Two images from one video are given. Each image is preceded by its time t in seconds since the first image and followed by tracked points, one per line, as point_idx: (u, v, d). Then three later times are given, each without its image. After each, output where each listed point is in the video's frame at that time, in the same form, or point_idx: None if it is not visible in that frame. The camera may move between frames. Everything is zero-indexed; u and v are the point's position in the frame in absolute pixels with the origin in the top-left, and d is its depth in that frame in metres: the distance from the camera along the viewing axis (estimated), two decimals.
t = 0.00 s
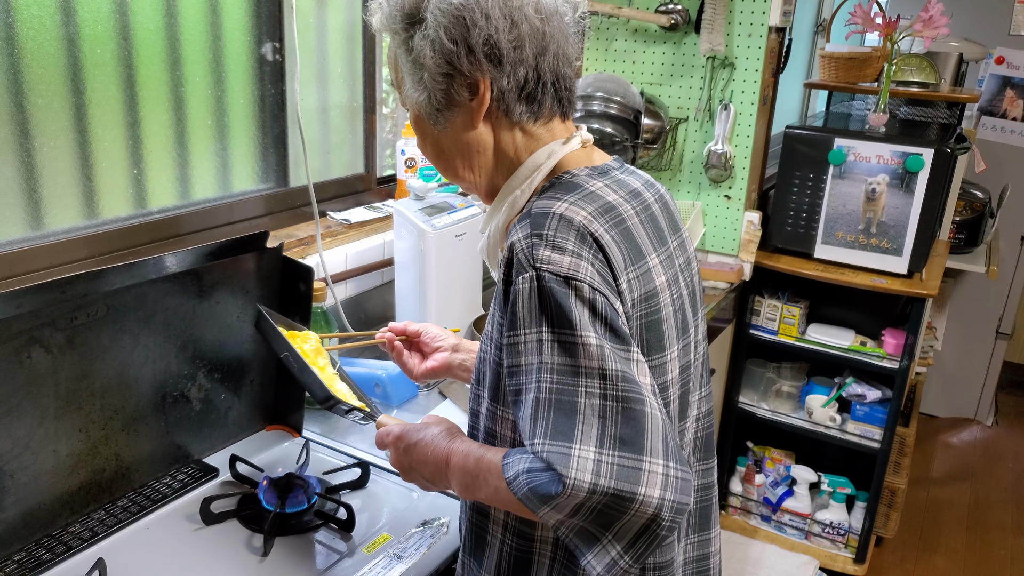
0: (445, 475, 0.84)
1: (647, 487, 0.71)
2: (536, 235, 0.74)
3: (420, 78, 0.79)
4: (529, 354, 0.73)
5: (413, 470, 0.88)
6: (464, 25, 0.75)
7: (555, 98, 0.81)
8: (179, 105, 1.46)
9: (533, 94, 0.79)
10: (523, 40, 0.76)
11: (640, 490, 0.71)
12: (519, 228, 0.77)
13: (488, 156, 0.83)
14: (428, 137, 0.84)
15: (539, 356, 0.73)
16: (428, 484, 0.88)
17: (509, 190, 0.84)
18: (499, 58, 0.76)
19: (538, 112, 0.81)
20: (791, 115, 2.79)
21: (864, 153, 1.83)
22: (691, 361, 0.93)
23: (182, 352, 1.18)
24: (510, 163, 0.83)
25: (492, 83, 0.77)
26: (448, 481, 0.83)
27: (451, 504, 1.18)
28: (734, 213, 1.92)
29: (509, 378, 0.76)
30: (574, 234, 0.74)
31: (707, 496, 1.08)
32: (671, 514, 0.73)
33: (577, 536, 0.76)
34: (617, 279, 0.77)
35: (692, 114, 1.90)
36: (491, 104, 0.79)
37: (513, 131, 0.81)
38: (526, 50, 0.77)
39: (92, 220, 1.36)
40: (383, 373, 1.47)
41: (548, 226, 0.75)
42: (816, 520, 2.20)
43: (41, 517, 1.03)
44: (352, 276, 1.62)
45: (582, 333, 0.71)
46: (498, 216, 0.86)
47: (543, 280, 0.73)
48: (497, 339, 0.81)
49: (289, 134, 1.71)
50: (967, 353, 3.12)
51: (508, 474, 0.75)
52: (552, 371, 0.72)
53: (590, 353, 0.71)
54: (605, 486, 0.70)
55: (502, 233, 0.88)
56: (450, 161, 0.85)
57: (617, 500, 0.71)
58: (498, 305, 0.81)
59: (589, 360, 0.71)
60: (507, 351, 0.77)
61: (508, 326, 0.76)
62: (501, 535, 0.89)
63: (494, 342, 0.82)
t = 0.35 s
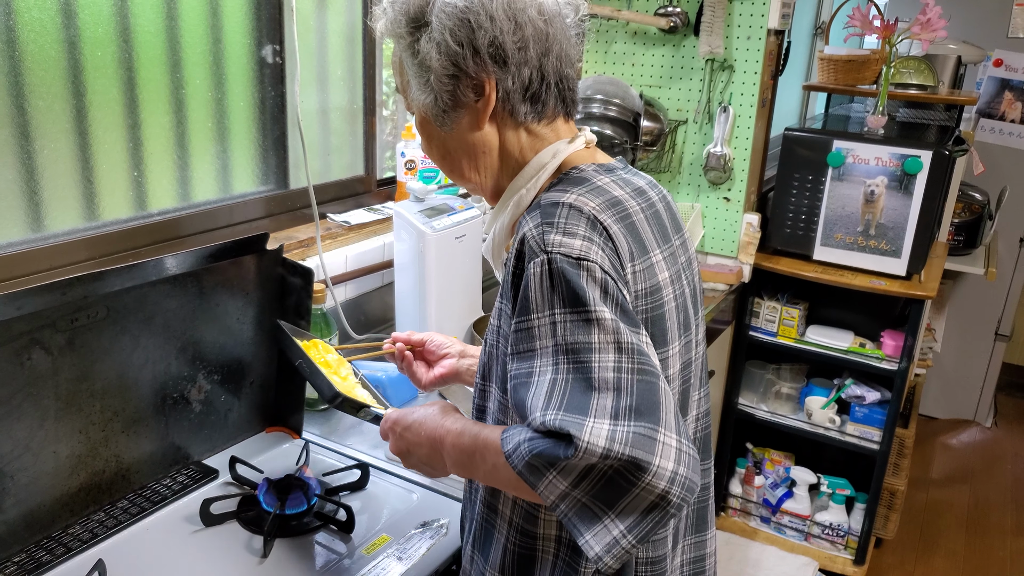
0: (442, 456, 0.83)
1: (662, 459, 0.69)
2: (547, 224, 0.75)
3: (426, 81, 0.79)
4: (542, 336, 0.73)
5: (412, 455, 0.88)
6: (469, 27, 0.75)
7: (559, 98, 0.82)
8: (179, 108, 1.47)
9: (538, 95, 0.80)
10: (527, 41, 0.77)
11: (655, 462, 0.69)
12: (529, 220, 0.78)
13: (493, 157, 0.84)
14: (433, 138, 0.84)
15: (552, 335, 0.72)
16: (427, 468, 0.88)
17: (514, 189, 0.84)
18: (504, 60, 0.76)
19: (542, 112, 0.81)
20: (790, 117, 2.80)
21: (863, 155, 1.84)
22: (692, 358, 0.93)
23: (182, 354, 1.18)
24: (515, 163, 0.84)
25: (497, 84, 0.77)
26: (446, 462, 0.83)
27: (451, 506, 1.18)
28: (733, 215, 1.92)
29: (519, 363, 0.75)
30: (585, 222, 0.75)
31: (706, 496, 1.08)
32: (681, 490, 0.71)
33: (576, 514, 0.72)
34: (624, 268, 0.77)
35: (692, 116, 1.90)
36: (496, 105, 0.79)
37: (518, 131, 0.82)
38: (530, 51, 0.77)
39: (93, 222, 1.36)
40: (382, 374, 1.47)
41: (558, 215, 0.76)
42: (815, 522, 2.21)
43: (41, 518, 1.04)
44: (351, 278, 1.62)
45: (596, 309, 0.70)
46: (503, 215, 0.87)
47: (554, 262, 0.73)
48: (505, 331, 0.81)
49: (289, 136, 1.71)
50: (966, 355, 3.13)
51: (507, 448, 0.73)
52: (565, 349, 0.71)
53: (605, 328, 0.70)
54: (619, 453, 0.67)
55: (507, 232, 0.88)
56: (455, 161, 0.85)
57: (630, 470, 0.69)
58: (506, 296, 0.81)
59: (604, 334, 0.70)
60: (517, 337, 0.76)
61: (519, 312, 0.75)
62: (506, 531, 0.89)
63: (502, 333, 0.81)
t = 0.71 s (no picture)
0: (441, 445, 0.83)
1: (660, 448, 0.68)
2: (554, 218, 0.76)
3: (435, 85, 0.78)
4: (547, 327, 0.73)
5: (413, 446, 0.88)
6: (479, 30, 0.75)
7: (566, 98, 0.82)
8: (181, 110, 1.47)
9: (546, 96, 0.80)
10: (536, 42, 0.77)
11: (653, 450, 0.68)
12: (537, 214, 0.78)
13: (503, 159, 0.83)
14: (442, 141, 0.84)
15: (557, 326, 0.72)
16: (428, 459, 0.88)
17: (521, 189, 0.84)
18: (513, 60, 0.76)
19: (550, 112, 0.81)
20: (790, 119, 2.80)
21: (865, 157, 1.84)
22: (698, 358, 0.93)
23: (183, 357, 1.18)
24: (523, 164, 0.84)
25: (507, 85, 0.77)
26: (445, 451, 0.83)
27: (453, 509, 1.17)
28: (734, 217, 1.92)
29: (523, 354, 0.75)
30: (592, 217, 0.76)
31: (709, 499, 1.08)
32: (678, 482, 0.70)
33: (573, 503, 0.72)
34: (630, 264, 0.77)
35: (693, 118, 1.90)
36: (505, 106, 0.79)
37: (526, 132, 0.82)
38: (538, 52, 0.77)
39: (94, 224, 1.36)
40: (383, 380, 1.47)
41: (566, 210, 0.76)
42: (817, 524, 2.20)
43: (42, 521, 1.03)
44: (352, 280, 1.62)
45: (600, 299, 0.70)
46: (510, 215, 0.86)
47: (561, 254, 0.73)
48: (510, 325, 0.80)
49: (290, 138, 1.71)
50: (967, 357, 3.12)
51: (506, 436, 0.73)
52: (569, 338, 0.71)
53: (609, 318, 0.70)
54: (618, 439, 0.67)
55: (514, 232, 0.88)
56: (464, 163, 0.84)
57: (627, 457, 0.68)
58: (512, 290, 0.81)
59: (608, 324, 0.70)
60: (523, 329, 0.76)
61: (525, 303, 0.75)
62: (510, 530, 0.89)
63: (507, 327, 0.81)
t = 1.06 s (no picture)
0: (433, 441, 0.83)
1: (650, 438, 0.67)
2: (559, 212, 0.76)
3: (441, 88, 0.78)
4: (546, 319, 0.73)
5: (408, 446, 0.88)
6: (486, 32, 0.74)
7: (570, 98, 0.82)
8: (182, 110, 1.46)
9: (552, 96, 0.80)
10: (542, 43, 0.77)
11: (642, 440, 0.67)
12: (542, 210, 0.78)
13: (509, 160, 0.83)
14: (448, 144, 0.83)
15: (555, 317, 0.72)
16: (424, 457, 0.88)
17: (526, 189, 0.84)
18: (520, 61, 0.76)
19: (555, 112, 0.81)
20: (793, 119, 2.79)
21: (868, 158, 1.83)
22: (702, 358, 0.92)
23: (185, 358, 1.17)
24: (529, 165, 0.83)
25: (514, 86, 0.77)
26: (437, 447, 0.83)
27: (455, 511, 1.17)
28: (736, 218, 1.92)
29: (521, 346, 0.75)
30: (597, 212, 0.76)
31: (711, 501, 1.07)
32: (668, 475, 0.68)
33: (560, 495, 0.70)
34: (632, 260, 0.77)
35: (695, 118, 1.90)
36: (513, 108, 0.79)
37: (532, 133, 0.82)
38: (544, 52, 0.77)
39: (95, 224, 1.36)
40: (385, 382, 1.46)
41: (571, 205, 0.76)
42: (819, 526, 2.20)
43: (44, 522, 1.03)
44: (354, 281, 1.62)
45: (598, 290, 0.70)
46: (514, 216, 0.86)
47: (562, 246, 0.73)
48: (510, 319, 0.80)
49: (291, 138, 1.71)
50: (969, 358, 3.12)
51: (496, 425, 0.72)
52: (565, 328, 0.70)
53: (607, 309, 0.69)
54: (607, 426, 0.66)
55: (518, 233, 0.87)
56: (471, 166, 0.84)
57: (614, 445, 0.67)
58: (513, 285, 0.80)
59: (605, 314, 0.69)
60: (522, 321, 0.75)
61: (525, 296, 0.75)
62: (511, 527, 0.89)
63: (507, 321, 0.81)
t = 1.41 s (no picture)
0: (435, 439, 0.83)
1: (654, 433, 0.67)
2: (562, 209, 0.76)
3: (443, 92, 0.77)
4: (549, 315, 0.72)
5: (411, 447, 0.88)
6: (488, 35, 0.74)
7: (571, 98, 0.82)
8: (185, 111, 1.46)
9: (553, 96, 0.80)
10: (544, 44, 0.77)
11: (646, 434, 0.66)
12: (546, 207, 0.78)
13: (512, 162, 0.83)
14: (450, 148, 0.82)
15: (558, 313, 0.71)
16: (429, 456, 0.87)
17: (529, 190, 0.83)
18: (523, 62, 0.76)
19: (557, 113, 0.81)
20: (795, 120, 2.79)
21: (870, 158, 1.83)
22: (705, 356, 0.92)
23: (187, 358, 1.17)
24: (532, 166, 0.83)
25: (516, 88, 0.77)
26: (441, 445, 0.82)
27: (457, 512, 1.17)
28: (739, 218, 1.91)
29: (524, 343, 0.75)
30: (601, 210, 0.75)
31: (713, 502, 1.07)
32: (672, 471, 0.68)
33: (563, 490, 0.70)
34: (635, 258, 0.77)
35: (698, 119, 1.89)
36: (515, 109, 0.79)
37: (534, 134, 0.82)
38: (546, 53, 0.77)
39: (97, 225, 1.36)
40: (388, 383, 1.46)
41: (574, 203, 0.76)
42: (822, 528, 2.20)
43: (47, 522, 1.03)
44: (356, 281, 1.62)
45: (602, 287, 0.70)
46: (517, 218, 0.85)
47: (566, 243, 0.72)
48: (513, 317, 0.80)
49: (293, 139, 1.71)
50: (972, 359, 3.11)
51: (498, 422, 0.72)
52: (569, 324, 0.70)
53: (611, 305, 0.69)
54: (611, 420, 0.66)
55: (521, 234, 0.87)
56: (474, 169, 0.83)
57: (618, 439, 0.67)
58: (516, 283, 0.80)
59: (609, 310, 0.69)
60: (525, 318, 0.75)
61: (528, 293, 0.75)
62: (514, 527, 0.88)
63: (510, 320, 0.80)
